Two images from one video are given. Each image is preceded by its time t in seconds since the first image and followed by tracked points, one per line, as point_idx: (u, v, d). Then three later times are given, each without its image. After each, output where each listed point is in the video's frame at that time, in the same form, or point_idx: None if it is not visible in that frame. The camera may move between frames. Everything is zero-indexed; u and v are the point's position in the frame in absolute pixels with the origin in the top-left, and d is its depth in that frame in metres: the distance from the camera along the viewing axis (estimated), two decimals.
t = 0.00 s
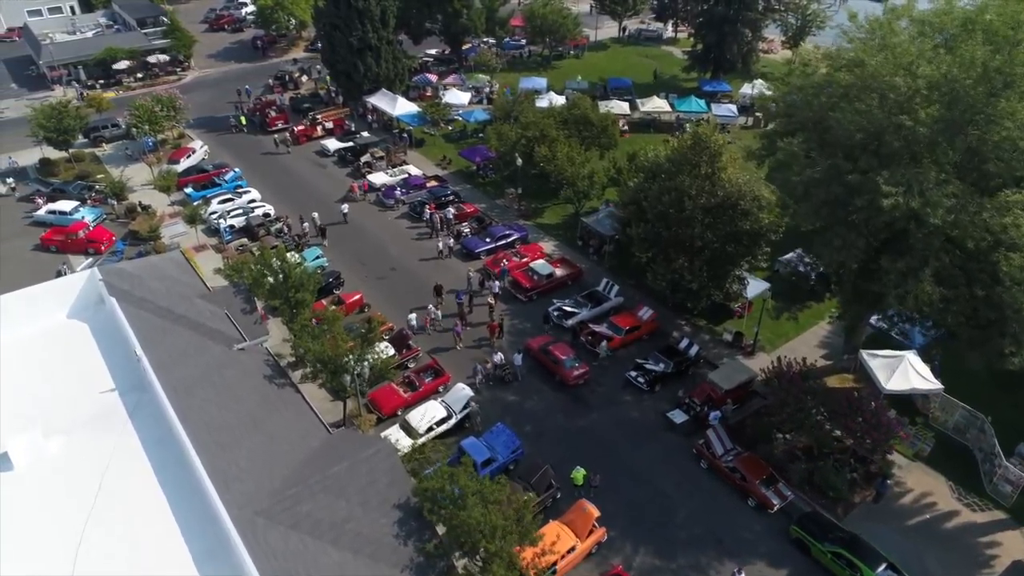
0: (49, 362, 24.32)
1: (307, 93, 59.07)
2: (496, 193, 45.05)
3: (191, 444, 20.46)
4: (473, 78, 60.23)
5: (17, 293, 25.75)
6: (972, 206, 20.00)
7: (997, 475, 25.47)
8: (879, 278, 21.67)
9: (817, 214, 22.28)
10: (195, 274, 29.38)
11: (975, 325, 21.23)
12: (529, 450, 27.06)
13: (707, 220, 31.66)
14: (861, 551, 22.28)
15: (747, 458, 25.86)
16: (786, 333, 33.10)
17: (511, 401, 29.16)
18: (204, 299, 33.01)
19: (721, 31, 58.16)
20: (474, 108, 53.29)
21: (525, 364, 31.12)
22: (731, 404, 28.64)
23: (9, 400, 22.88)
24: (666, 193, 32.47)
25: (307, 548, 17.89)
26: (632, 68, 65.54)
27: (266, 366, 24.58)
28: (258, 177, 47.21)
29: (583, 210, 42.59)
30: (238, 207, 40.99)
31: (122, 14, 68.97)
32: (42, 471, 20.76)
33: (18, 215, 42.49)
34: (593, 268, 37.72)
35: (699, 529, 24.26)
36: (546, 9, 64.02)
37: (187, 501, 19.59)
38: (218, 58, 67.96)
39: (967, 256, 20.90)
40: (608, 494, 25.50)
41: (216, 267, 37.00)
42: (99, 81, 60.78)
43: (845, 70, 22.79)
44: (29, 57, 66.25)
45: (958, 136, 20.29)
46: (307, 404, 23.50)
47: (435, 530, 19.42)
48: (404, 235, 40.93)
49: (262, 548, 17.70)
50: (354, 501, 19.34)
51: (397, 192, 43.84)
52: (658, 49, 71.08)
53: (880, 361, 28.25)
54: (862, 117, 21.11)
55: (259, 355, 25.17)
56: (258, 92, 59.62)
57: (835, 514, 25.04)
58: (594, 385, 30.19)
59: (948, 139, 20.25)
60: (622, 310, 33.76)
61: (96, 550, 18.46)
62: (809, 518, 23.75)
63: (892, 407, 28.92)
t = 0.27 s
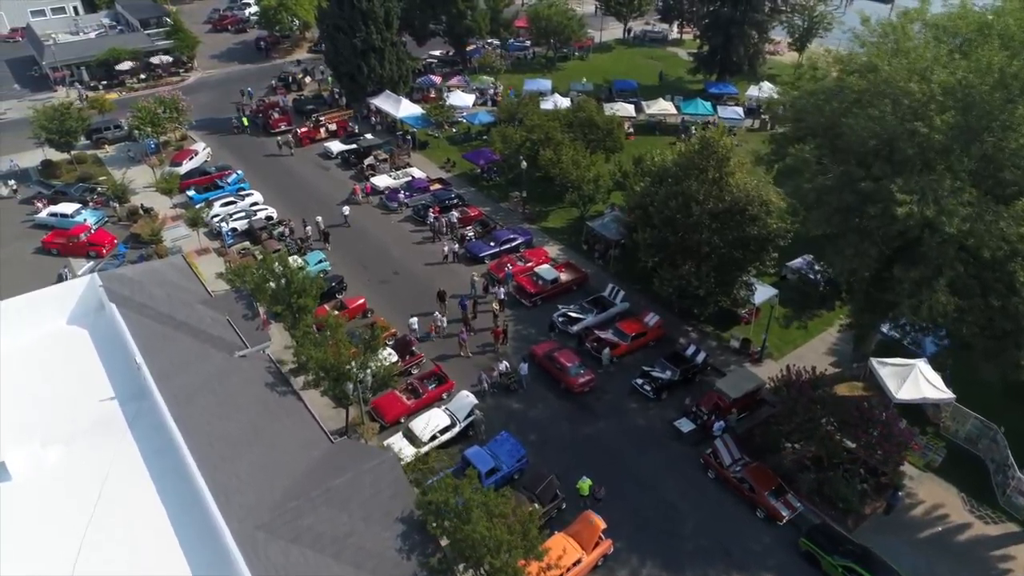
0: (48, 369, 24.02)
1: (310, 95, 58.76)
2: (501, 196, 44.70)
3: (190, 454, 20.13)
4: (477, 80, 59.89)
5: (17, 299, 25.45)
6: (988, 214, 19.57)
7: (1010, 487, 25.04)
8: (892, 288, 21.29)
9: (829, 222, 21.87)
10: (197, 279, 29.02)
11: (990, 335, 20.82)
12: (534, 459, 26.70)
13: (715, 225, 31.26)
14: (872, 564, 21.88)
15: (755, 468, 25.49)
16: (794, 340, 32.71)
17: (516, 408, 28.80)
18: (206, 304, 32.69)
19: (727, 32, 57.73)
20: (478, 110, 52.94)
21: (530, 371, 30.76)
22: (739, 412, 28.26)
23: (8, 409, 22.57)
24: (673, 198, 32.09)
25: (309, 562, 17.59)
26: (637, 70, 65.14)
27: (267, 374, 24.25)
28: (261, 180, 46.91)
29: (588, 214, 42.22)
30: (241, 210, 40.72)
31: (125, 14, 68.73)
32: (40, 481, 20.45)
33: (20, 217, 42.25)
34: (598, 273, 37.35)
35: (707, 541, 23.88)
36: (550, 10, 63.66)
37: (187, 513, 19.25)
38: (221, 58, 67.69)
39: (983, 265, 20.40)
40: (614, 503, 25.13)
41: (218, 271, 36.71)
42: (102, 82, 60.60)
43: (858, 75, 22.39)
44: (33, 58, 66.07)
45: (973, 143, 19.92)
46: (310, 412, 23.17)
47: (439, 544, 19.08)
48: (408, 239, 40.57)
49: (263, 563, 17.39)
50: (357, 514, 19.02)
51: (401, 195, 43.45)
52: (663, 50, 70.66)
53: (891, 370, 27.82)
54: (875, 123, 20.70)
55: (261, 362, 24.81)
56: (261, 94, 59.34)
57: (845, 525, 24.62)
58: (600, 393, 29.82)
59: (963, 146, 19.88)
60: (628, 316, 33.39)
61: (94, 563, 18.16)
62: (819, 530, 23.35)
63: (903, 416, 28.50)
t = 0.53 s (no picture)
0: (47, 377, 23.69)
1: (312, 96, 58.44)
2: (504, 199, 44.34)
3: (190, 465, 19.79)
4: (480, 81, 59.50)
5: (16, 305, 25.14)
6: (1004, 222, 19.13)
7: None
8: (904, 297, 20.95)
9: (841, 230, 21.47)
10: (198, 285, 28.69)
11: (1005, 346, 20.42)
12: (539, 468, 26.33)
13: (721, 231, 30.89)
14: None
15: (763, 478, 25.11)
16: (801, 347, 32.30)
17: (520, 416, 28.44)
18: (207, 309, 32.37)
19: (733, 34, 57.32)
20: (481, 112, 52.60)
21: (534, 378, 30.41)
22: (746, 420, 27.87)
23: (7, 417, 22.25)
24: (679, 203, 31.73)
25: None
26: (641, 71, 64.75)
27: (269, 382, 23.88)
28: (263, 182, 46.60)
29: (592, 218, 41.83)
30: (243, 213, 40.42)
31: (128, 15, 68.45)
32: (37, 491, 20.11)
33: (20, 220, 41.95)
34: (603, 278, 36.97)
35: (714, 553, 23.50)
36: (554, 11, 63.26)
37: (186, 525, 18.90)
38: (223, 59, 67.39)
39: (998, 275, 19.93)
40: (619, 514, 24.75)
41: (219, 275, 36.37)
42: (104, 83, 60.34)
43: (869, 80, 22.01)
44: (34, 58, 65.82)
45: (988, 150, 19.43)
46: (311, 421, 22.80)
47: (443, 558, 18.72)
48: (411, 243, 40.21)
49: None
50: (359, 528, 18.66)
51: (404, 198, 42.93)
52: (668, 52, 70.23)
53: (900, 378, 27.40)
54: (888, 130, 20.31)
55: (262, 370, 24.45)
56: (263, 95, 59.04)
57: (855, 537, 24.20)
58: (605, 400, 29.43)
59: (978, 153, 19.39)
60: (633, 322, 33.01)
61: None
62: (829, 542, 22.95)
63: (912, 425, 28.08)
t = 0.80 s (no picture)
0: (45, 384, 23.36)
1: (314, 98, 58.15)
2: (507, 202, 44.01)
3: (189, 476, 19.47)
4: (483, 83, 59.15)
5: (14, 311, 24.82)
6: (1019, 231, 18.83)
7: None
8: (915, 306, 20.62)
9: (851, 237, 21.11)
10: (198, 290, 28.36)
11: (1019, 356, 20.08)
12: (543, 477, 25.99)
13: (728, 236, 30.54)
14: None
15: (771, 488, 24.76)
16: (808, 353, 31.94)
17: (524, 423, 28.11)
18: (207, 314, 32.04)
19: (737, 35, 56.95)
20: (484, 114, 52.28)
21: (538, 384, 30.07)
22: (753, 428, 27.51)
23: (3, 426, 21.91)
24: (685, 207, 31.37)
25: None
26: (645, 73, 64.39)
27: (270, 390, 23.58)
28: (264, 184, 46.28)
29: (596, 221, 41.49)
30: (244, 215, 40.13)
31: (129, 16, 68.18)
32: (33, 501, 19.77)
33: (20, 222, 41.66)
34: (607, 282, 36.63)
35: (721, 564, 23.15)
36: (558, 12, 62.90)
37: (185, 537, 18.58)
38: (225, 60, 67.10)
39: (1013, 284, 19.59)
40: (625, 524, 24.39)
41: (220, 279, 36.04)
42: (105, 84, 60.06)
43: (881, 86, 21.67)
44: (35, 59, 65.55)
45: (1003, 156, 19.00)
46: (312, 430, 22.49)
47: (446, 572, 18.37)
48: (413, 246, 39.87)
49: None
50: (361, 541, 18.36)
51: (406, 201, 42.72)
52: (671, 53, 69.87)
53: (909, 386, 26.99)
54: (900, 136, 20.00)
55: (262, 377, 24.14)
56: (265, 97, 58.75)
57: (865, 549, 23.83)
58: (610, 408, 29.07)
59: (993, 160, 19.00)
60: (638, 328, 32.66)
61: None
62: (838, 554, 22.59)
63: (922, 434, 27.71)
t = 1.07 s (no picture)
0: (42, 393, 23.02)
1: (316, 99, 57.85)
2: (510, 205, 43.66)
3: (187, 488, 19.15)
4: (485, 84, 58.80)
5: (11, 317, 24.49)
6: None
7: None
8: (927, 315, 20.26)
9: (862, 245, 20.72)
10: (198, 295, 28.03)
11: None
12: (547, 486, 25.64)
13: (734, 241, 30.17)
14: None
15: (778, 498, 24.41)
16: (814, 358, 31.60)
17: (528, 431, 27.77)
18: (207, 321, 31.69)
19: (741, 37, 56.60)
20: (487, 116, 51.97)
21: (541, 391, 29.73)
22: (759, 437, 27.16)
23: None
24: (691, 212, 31.00)
25: None
26: (648, 74, 64.06)
27: (270, 399, 23.26)
28: (265, 186, 45.96)
29: (600, 225, 41.15)
30: (245, 218, 39.79)
31: (130, 16, 67.88)
32: (29, 513, 19.44)
33: (19, 225, 41.35)
34: (611, 287, 36.29)
35: None
36: (561, 13, 62.57)
37: (183, 551, 18.26)
38: (226, 61, 66.79)
39: None
40: (630, 534, 24.04)
41: (221, 284, 35.76)
42: (105, 86, 59.78)
43: (892, 91, 21.31)
44: (35, 60, 65.25)
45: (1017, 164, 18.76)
46: (313, 439, 22.17)
47: None
48: (414, 251, 39.49)
49: None
50: (363, 555, 18.09)
51: (408, 204, 42.46)
52: (674, 54, 69.47)
53: (917, 393, 26.63)
54: (912, 142, 19.61)
55: (263, 385, 23.80)
56: (266, 98, 58.44)
57: (874, 561, 23.46)
58: (615, 415, 28.71)
59: (1007, 167, 18.74)
60: (642, 333, 32.30)
61: None
62: (847, 566, 22.25)
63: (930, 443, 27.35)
